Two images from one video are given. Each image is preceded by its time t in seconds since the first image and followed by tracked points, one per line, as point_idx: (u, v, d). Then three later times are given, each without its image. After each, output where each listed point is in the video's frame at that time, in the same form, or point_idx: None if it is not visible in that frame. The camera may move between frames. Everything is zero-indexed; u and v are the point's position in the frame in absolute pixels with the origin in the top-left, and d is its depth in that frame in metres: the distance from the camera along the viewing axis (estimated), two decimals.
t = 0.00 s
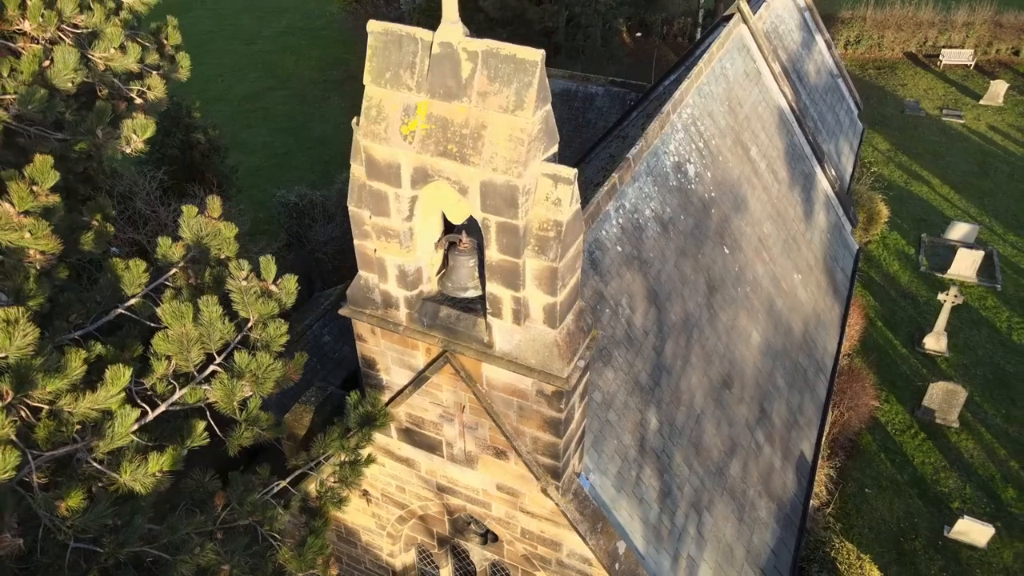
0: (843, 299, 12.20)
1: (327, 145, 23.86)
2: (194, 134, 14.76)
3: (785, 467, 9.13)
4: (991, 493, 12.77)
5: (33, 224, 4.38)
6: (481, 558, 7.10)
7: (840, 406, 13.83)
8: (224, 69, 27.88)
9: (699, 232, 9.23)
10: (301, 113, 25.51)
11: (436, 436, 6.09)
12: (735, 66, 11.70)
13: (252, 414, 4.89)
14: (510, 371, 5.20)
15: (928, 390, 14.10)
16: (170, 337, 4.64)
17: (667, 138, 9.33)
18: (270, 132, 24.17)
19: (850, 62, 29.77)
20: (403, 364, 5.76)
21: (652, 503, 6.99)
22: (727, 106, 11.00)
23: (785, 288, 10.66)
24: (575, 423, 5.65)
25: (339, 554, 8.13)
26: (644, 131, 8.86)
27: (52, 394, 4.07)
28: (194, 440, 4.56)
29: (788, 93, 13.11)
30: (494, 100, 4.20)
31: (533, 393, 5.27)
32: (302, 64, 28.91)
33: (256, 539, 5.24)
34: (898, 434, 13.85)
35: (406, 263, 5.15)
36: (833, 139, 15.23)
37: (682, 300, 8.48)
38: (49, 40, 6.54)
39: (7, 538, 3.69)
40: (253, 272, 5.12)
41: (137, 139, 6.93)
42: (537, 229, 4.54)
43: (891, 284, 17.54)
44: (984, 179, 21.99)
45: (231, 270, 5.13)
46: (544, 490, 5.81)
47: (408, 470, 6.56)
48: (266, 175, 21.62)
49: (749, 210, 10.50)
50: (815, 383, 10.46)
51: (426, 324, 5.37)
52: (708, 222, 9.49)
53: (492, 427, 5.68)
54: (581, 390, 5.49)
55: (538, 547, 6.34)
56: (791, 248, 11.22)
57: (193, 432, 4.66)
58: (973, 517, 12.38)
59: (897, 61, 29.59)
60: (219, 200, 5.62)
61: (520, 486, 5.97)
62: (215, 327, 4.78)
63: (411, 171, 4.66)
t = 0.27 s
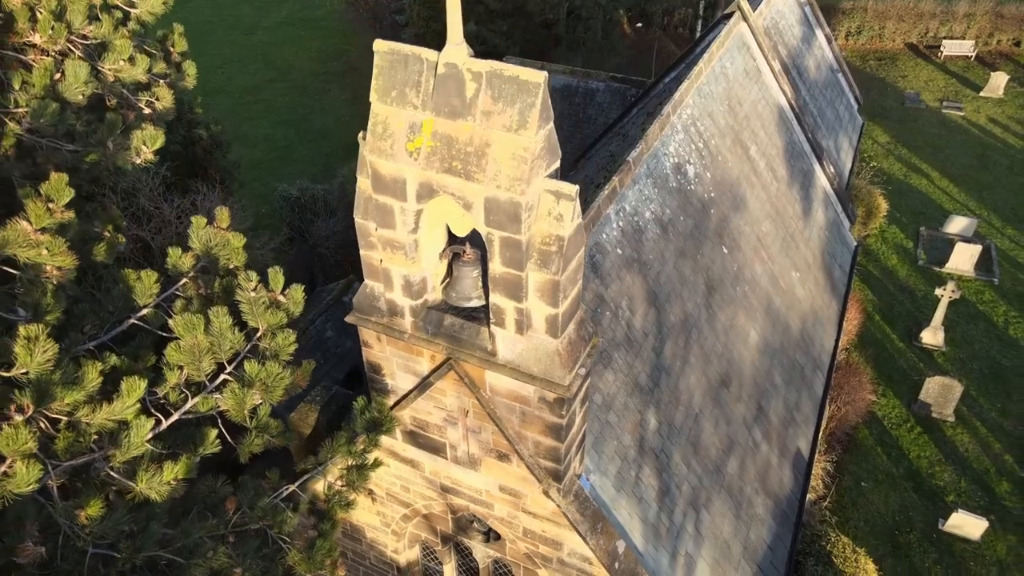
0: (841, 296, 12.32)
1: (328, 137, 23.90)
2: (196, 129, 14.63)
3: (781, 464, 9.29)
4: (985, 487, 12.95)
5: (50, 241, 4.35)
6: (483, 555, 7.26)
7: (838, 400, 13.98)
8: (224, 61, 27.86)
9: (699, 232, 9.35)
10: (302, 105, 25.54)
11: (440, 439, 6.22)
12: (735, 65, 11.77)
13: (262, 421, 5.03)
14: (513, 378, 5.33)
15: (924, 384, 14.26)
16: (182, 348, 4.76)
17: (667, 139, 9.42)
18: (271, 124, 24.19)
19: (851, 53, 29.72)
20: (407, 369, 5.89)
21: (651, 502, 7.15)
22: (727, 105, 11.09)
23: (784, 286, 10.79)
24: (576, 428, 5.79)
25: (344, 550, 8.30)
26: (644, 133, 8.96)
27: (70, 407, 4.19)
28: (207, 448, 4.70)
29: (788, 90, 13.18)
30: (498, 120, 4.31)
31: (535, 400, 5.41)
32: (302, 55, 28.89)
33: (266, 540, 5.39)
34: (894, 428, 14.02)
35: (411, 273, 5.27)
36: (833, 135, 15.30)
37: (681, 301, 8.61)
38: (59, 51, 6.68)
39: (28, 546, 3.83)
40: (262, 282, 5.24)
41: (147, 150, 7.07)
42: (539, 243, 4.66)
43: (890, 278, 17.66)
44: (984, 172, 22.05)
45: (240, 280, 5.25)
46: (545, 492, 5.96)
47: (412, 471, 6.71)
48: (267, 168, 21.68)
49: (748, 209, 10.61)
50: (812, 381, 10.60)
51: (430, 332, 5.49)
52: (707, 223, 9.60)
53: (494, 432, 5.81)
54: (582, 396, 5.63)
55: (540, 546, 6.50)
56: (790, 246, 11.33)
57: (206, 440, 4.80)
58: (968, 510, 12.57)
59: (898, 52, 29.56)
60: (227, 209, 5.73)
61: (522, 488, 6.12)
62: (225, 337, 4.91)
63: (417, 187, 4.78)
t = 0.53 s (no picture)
0: (838, 292, 12.45)
1: (328, 129, 23.93)
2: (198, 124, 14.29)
3: (778, 460, 9.45)
4: (980, 480, 13.13)
5: (67, 253, 4.46)
6: (486, 551, 7.41)
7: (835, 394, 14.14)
8: (224, 52, 27.82)
9: (698, 232, 9.46)
10: (303, 97, 25.54)
11: (444, 439, 6.36)
12: (735, 63, 11.84)
13: (271, 426, 5.16)
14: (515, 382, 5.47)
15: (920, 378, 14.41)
16: (194, 355, 4.90)
17: (667, 139, 9.52)
18: (272, 116, 24.22)
19: (851, 43, 29.68)
20: (412, 372, 6.03)
21: (650, 499, 7.30)
22: (726, 103, 11.17)
23: (782, 283, 10.91)
24: (576, 429, 5.93)
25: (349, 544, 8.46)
26: (644, 134, 9.06)
27: (87, 414, 4.32)
28: (219, 452, 4.85)
29: (788, 87, 13.24)
30: (501, 135, 4.42)
31: (537, 403, 5.55)
32: (302, 46, 28.84)
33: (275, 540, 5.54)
34: (891, 421, 14.19)
35: (416, 280, 5.40)
36: (832, 130, 15.37)
37: (680, 300, 8.74)
38: (68, 60, 6.87)
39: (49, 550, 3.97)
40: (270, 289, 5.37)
41: (156, 157, 7.11)
42: (541, 254, 4.78)
43: (888, 271, 17.78)
44: (983, 164, 22.11)
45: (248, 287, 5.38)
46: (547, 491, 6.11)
47: (417, 469, 6.86)
48: (268, 160, 21.73)
49: (747, 207, 10.72)
50: (809, 377, 10.75)
51: (435, 337, 5.62)
52: (706, 221, 9.71)
53: (497, 433, 5.95)
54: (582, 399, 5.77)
55: (541, 543, 6.66)
56: (788, 243, 11.45)
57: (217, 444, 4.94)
58: (962, 502, 12.75)
59: (898, 43, 29.50)
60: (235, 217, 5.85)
61: (524, 487, 6.27)
62: (235, 344, 5.04)
63: (422, 198, 4.89)
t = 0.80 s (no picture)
0: (835, 287, 12.59)
1: (329, 120, 23.96)
2: (200, 118, 14.29)
3: (773, 455, 9.62)
4: (974, 472, 13.32)
5: (81, 265, 4.60)
6: (486, 545, 7.59)
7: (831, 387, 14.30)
8: (224, 42, 27.79)
9: (696, 230, 9.59)
10: (303, 88, 25.57)
11: (445, 438, 6.52)
12: (734, 60, 11.92)
13: (279, 428, 5.31)
14: (515, 385, 5.61)
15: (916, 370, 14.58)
16: (204, 361, 5.04)
17: (666, 138, 9.63)
18: (272, 107, 24.26)
19: (852, 34, 29.64)
20: (415, 374, 6.18)
21: (647, 495, 7.47)
22: (725, 101, 11.26)
23: (779, 279, 11.04)
24: (575, 430, 6.09)
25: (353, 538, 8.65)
26: (643, 134, 9.17)
27: (102, 420, 4.45)
28: (228, 454, 5.00)
29: (786, 83, 13.32)
30: (502, 149, 4.54)
31: (537, 405, 5.70)
32: (302, 36, 28.82)
33: (282, 538, 5.71)
34: (886, 414, 14.37)
35: (418, 286, 5.53)
36: (831, 125, 15.45)
37: (678, 298, 8.87)
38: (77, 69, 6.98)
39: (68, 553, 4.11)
40: (277, 295, 5.51)
41: (165, 165, 7.15)
42: (541, 263, 4.91)
43: (885, 264, 17.91)
44: (982, 157, 22.17)
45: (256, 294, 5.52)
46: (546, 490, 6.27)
47: (419, 466, 7.03)
48: (269, 152, 21.80)
49: (745, 205, 10.84)
50: (805, 372, 10.91)
51: (437, 340, 5.76)
52: (704, 220, 9.83)
53: (497, 434, 6.10)
54: (581, 401, 5.91)
55: (540, 539, 6.84)
56: (786, 240, 11.57)
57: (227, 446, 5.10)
58: (955, 494, 12.95)
59: (899, 33, 29.47)
60: (241, 223, 5.98)
61: (524, 485, 6.43)
62: (243, 349, 5.18)
63: (425, 208, 5.02)
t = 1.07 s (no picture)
0: (832, 283, 12.72)
1: (330, 112, 24.00)
2: (201, 113, 14.26)
3: (769, 450, 9.79)
4: (968, 465, 13.50)
5: (92, 276, 4.75)
6: (487, 540, 7.76)
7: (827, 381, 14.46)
8: (224, 34, 27.77)
9: (694, 230, 9.71)
10: (303, 80, 25.59)
11: (447, 438, 6.67)
12: (733, 58, 11.99)
13: (285, 432, 5.46)
14: (515, 389, 5.76)
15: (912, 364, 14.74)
16: (212, 367, 5.18)
17: (664, 139, 9.73)
18: (273, 100, 24.28)
19: (852, 25, 29.62)
20: (416, 376, 6.32)
21: (644, 492, 7.64)
22: (724, 100, 11.35)
23: (776, 277, 11.18)
24: (574, 431, 6.24)
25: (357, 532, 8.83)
26: (641, 135, 9.27)
27: (115, 426, 4.61)
28: (236, 457, 5.15)
29: (785, 80, 13.39)
30: (502, 163, 4.66)
31: (536, 408, 5.84)
32: (302, 28, 28.81)
33: (288, 536, 5.87)
34: (882, 407, 14.54)
35: (420, 292, 5.67)
36: (829, 120, 15.52)
37: (675, 298, 9.01)
38: (85, 78, 7.24)
39: (83, 555, 4.29)
40: (282, 302, 5.64)
41: (171, 172, 7.40)
42: (540, 272, 5.05)
43: (883, 257, 18.04)
44: (981, 149, 22.24)
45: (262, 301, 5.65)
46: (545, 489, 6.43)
47: (421, 465, 7.19)
48: (270, 145, 21.86)
49: (743, 203, 10.95)
50: (801, 368, 11.06)
51: (438, 345, 5.90)
52: (702, 219, 9.95)
53: (497, 435, 6.25)
54: (579, 404, 6.06)
55: (539, 535, 7.00)
56: (783, 237, 11.69)
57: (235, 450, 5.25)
58: (949, 487, 13.14)
59: (900, 24, 29.44)
60: (247, 229, 6.11)
61: (524, 484, 6.59)
62: (250, 355, 5.32)
63: (426, 219, 5.14)
